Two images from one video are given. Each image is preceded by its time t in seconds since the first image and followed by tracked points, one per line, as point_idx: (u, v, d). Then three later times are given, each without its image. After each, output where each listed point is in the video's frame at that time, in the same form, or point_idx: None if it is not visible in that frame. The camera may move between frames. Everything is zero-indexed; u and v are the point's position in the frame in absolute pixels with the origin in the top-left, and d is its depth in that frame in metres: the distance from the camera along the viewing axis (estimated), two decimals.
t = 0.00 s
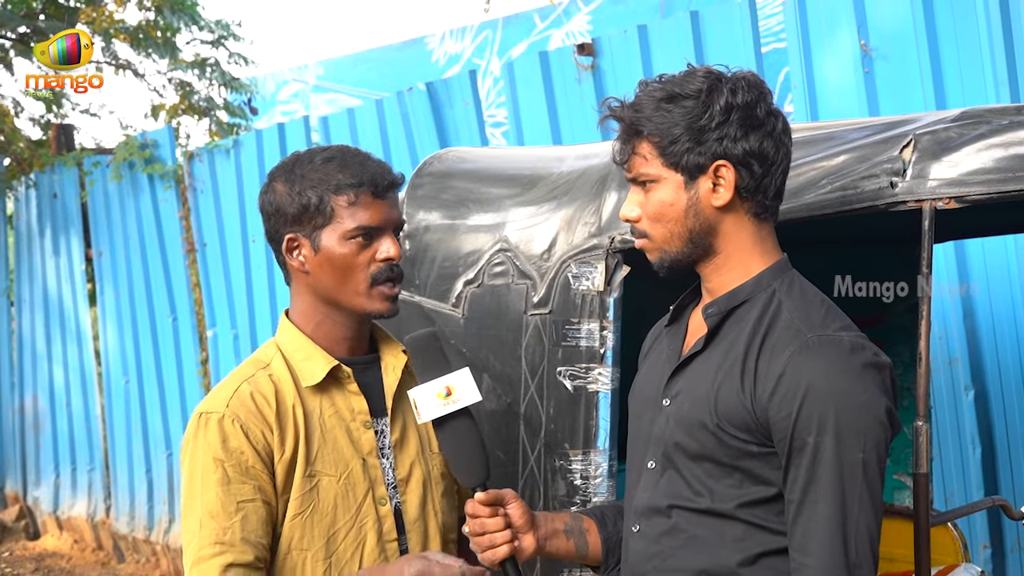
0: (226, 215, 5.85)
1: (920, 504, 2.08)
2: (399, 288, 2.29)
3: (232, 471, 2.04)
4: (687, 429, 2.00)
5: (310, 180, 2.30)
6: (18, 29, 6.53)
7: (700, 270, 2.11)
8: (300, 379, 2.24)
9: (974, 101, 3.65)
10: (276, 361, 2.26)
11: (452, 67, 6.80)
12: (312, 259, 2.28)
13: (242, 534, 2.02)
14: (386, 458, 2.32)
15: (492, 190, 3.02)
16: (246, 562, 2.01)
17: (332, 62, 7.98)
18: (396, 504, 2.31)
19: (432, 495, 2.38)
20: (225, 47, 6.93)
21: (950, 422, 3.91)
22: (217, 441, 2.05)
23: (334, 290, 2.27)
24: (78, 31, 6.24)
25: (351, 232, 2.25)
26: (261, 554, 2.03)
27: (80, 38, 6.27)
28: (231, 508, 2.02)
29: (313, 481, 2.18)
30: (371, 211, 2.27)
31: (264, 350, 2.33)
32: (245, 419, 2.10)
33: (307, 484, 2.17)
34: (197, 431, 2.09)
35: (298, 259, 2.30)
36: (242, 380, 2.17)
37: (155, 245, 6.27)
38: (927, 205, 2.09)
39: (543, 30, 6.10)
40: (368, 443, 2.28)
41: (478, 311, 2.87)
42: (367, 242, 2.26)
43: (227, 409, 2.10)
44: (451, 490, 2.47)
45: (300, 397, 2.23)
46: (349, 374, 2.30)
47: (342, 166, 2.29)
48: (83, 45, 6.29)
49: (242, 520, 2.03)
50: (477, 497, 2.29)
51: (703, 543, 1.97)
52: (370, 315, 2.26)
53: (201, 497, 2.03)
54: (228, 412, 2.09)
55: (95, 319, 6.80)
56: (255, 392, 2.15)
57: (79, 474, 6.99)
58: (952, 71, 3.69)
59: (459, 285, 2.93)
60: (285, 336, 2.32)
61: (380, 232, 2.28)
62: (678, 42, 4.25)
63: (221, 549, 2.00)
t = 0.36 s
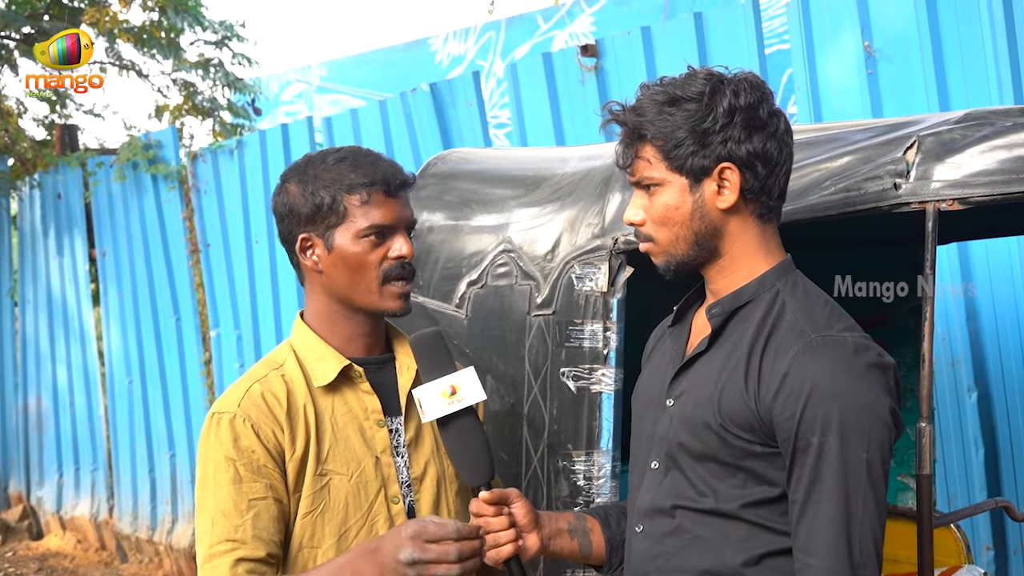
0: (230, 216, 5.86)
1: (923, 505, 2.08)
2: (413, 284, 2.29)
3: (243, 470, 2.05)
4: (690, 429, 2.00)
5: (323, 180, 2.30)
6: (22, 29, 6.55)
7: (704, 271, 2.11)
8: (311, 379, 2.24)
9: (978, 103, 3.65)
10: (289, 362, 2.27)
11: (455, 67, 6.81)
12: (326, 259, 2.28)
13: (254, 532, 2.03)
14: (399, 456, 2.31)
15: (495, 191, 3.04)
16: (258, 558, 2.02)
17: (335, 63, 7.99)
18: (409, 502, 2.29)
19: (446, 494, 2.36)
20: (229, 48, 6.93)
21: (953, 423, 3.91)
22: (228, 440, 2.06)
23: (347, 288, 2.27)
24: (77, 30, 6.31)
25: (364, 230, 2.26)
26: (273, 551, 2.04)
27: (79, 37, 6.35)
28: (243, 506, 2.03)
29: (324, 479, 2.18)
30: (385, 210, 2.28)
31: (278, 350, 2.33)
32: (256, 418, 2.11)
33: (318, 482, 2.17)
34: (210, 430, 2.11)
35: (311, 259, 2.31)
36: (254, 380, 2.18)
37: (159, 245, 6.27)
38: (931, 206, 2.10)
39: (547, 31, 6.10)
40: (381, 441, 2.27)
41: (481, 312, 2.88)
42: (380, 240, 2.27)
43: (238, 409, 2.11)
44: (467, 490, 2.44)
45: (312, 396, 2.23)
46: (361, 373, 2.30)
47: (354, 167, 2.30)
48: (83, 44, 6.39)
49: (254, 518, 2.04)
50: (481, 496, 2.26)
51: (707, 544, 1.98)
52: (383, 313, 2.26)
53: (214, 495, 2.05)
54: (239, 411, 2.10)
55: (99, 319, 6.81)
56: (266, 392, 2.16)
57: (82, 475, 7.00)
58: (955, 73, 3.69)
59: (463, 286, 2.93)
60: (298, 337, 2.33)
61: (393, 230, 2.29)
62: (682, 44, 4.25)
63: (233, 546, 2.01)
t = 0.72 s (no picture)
0: (232, 215, 5.86)
1: (926, 506, 2.07)
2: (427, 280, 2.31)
3: (255, 467, 2.05)
4: (695, 429, 2.00)
5: (340, 179, 2.29)
6: (25, 29, 6.56)
7: (707, 272, 2.11)
8: (321, 377, 2.24)
9: (982, 103, 3.64)
10: (298, 360, 2.26)
11: (457, 67, 6.81)
12: (344, 257, 2.27)
13: (266, 529, 2.03)
14: (408, 453, 2.31)
15: (499, 191, 3.04)
16: (270, 554, 2.02)
17: (338, 62, 7.99)
18: (417, 500, 2.29)
19: (453, 493, 2.37)
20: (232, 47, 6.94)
21: (956, 423, 3.90)
22: (240, 438, 2.07)
23: (367, 286, 2.26)
24: (77, 30, 6.33)
25: (383, 229, 2.26)
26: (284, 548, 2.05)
27: (78, 37, 6.38)
28: (255, 503, 2.03)
29: (333, 477, 2.18)
30: (401, 208, 2.29)
31: (287, 349, 2.33)
32: (267, 416, 2.11)
33: (328, 480, 2.17)
34: (221, 428, 2.11)
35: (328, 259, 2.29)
36: (265, 377, 2.18)
37: (161, 244, 6.27)
38: (935, 207, 2.09)
39: (549, 31, 6.10)
40: (390, 440, 2.27)
41: (484, 311, 2.88)
42: (399, 238, 2.28)
43: (250, 406, 2.11)
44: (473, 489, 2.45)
45: (322, 394, 2.23)
46: (370, 371, 2.30)
47: (369, 166, 2.30)
48: (82, 44, 6.40)
49: (266, 515, 2.04)
50: (486, 497, 2.28)
51: (712, 543, 1.98)
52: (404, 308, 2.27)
53: (226, 492, 2.05)
54: (251, 409, 2.10)
55: (101, 318, 6.81)
56: (277, 390, 2.16)
57: (84, 474, 7.01)
58: (958, 73, 3.69)
59: (466, 285, 2.93)
60: (308, 335, 2.31)
61: (409, 228, 2.30)
62: (685, 44, 4.25)
63: (245, 543, 2.02)
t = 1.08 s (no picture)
0: (233, 213, 5.86)
1: (927, 505, 2.08)
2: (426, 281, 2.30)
3: (260, 457, 2.05)
4: (697, 426, 2.01)
5: (339, 178, 2.30)
6: (26, 26, 6.57)
7: (710, 270, 2.11)
8: (325, 372, 2.24)
9: (983, 102, 3.64)
10: (302, 354, 2.25)
11: (459, 65, 6.81)
12: (341, 256, 2.28)
13: (270, 517, 2.02)
14: (409, 451, 2.32)
15: (501, 189, 3.05)
16: (273, 541, 2.02)
17: (339, 60, 7.99)
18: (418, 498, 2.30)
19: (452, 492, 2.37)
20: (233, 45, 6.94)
21: (957, 422, 3.90)
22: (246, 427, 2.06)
23: (361, 286, 2.27)
24: (77, 30, 6.34)
25: (379, 229, 2.26)
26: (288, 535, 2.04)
27: (79, 37, 6.38)
28: (260, 491, 2.02)
29: (335, 472, 2.18)
30: (399, 208, 2.28)
31: (291, 343, 2.33)
32: (272, 408, 2.10)
33: (330, 475, 2.17)
34: (225, 418, 2.10)
35: (326, 256, 2.31)
36: (269, 370, 2.18)
37: (162, 242, 6.27)
38: (936, 206, 2.09)
39: (551, 29, 6.10)
40: (391, 437, 2.27)
41: (486, 308, 2.88)
42: (393, 239, 2.27)
43: (254, 398, 2.10)
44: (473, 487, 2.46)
45: (326, 389, 2.23)
46: (374, 368, 2.29)
47: (371, 166, 2.30)
48: (83, 44, 6.41)
49: (270, 503, 2.03)
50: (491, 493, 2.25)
51: (715, 540, 1.98)
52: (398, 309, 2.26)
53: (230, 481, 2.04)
54: (255, 401, 2.10)
55: (102, 315, 6.81)
56: (282, 382, 2.16)
57: (85, 471, 7.01)
58: (960, 72, 3.69)
59: (466, 284, 2.94)
60: (312, 331, 2.31)
61: (406, 229, 2.29)
62: (687, 42, 4.24)
63: (249, 531, 2.00)
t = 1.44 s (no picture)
0: (234, 212, 5.86)
1: (927, 506, 2.07)
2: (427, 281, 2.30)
3: (270, 439, 2.05)
4: (699, 428, 2.01)
5: (343, 179, 2.30)
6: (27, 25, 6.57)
7: (712, 272, 2.11)
8: (330, 371, 2.24)
9: (984, 103, 3.65)
10: (306, 352, 2.25)
11: (460, 65, 6.82)
12: (343, 256, 2.28)
13: (285, 492, 2.02)
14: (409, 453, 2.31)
15: (501, 189, 3.05)
16: (289, 514, 2.01)
17: (340, 59, 7.99)
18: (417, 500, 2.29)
19: (451, 495, 2.37)
20: (234, 44, 6.94)
21: (957, 422, 3.90)
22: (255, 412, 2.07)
23: (362, 285, 2.27)
24: (78, 30, 6.34)
25: (381, 230, 2.26)
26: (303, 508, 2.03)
27: (79, 37, 6.38)
28: (273, 469, 2.02)
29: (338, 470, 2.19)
30: (402, 210, 2.28)
31: (294, 341, 2.32)
32: (279, 397, 2.12)
33: (334, 473, 2.18)
34: (234, 408, 2.11)
35: (327, 255, 2.31)
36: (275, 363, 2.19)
37: (163, 241, 6.28)
38: (937, 207, 2.09)
39: (552, 29, 6.10)
40: (393, 437, 2.27)
41: (486, 309, 2.88)
42: (395, 239, 2.26)
43: (262, 388, 2.11)
44: (471, 490, 2.45)
45: (331, 387, 2.23)
46: (377, 367, 2.29)
47: (374, 167, 2.30)
48: (84, 44, 6.40)
49: (284, 479, 2.03)
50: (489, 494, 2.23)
51: (716, 542, 1.98)
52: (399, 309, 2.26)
53: (243, 463, 2.04)
54: (263, 391, 2.11)
55: (103, 314, 6.82)
56: (289, 375, 2.17)
57: (85, 470, 7.01)
58: (960, 72, 3.69)
59: (467, 284, 2.94)
60: (315, 329, 2.31)
61: (408, 230, 2.29)
62: (687, 42, 4.24)
63: (264, 506, 2.00)
